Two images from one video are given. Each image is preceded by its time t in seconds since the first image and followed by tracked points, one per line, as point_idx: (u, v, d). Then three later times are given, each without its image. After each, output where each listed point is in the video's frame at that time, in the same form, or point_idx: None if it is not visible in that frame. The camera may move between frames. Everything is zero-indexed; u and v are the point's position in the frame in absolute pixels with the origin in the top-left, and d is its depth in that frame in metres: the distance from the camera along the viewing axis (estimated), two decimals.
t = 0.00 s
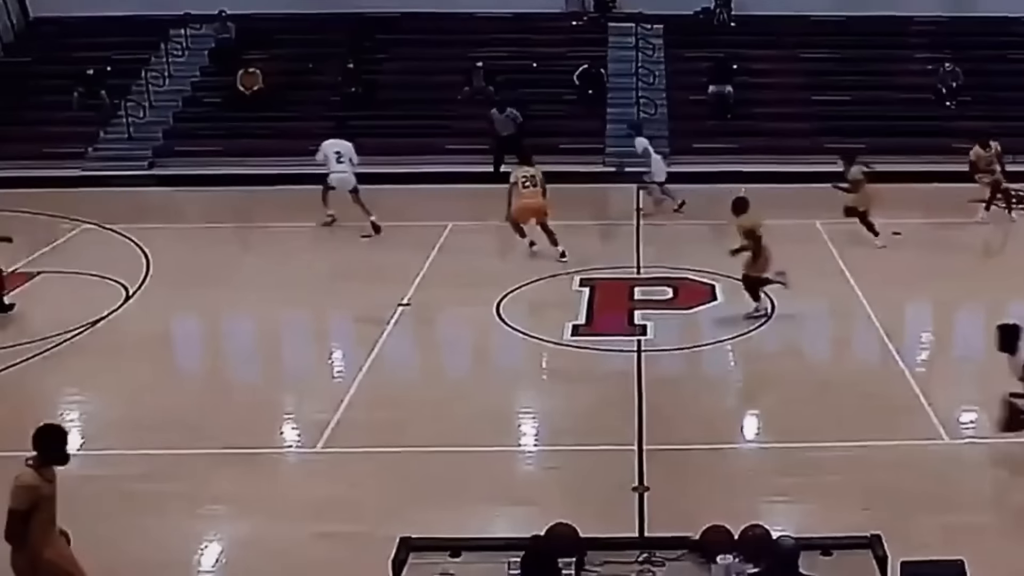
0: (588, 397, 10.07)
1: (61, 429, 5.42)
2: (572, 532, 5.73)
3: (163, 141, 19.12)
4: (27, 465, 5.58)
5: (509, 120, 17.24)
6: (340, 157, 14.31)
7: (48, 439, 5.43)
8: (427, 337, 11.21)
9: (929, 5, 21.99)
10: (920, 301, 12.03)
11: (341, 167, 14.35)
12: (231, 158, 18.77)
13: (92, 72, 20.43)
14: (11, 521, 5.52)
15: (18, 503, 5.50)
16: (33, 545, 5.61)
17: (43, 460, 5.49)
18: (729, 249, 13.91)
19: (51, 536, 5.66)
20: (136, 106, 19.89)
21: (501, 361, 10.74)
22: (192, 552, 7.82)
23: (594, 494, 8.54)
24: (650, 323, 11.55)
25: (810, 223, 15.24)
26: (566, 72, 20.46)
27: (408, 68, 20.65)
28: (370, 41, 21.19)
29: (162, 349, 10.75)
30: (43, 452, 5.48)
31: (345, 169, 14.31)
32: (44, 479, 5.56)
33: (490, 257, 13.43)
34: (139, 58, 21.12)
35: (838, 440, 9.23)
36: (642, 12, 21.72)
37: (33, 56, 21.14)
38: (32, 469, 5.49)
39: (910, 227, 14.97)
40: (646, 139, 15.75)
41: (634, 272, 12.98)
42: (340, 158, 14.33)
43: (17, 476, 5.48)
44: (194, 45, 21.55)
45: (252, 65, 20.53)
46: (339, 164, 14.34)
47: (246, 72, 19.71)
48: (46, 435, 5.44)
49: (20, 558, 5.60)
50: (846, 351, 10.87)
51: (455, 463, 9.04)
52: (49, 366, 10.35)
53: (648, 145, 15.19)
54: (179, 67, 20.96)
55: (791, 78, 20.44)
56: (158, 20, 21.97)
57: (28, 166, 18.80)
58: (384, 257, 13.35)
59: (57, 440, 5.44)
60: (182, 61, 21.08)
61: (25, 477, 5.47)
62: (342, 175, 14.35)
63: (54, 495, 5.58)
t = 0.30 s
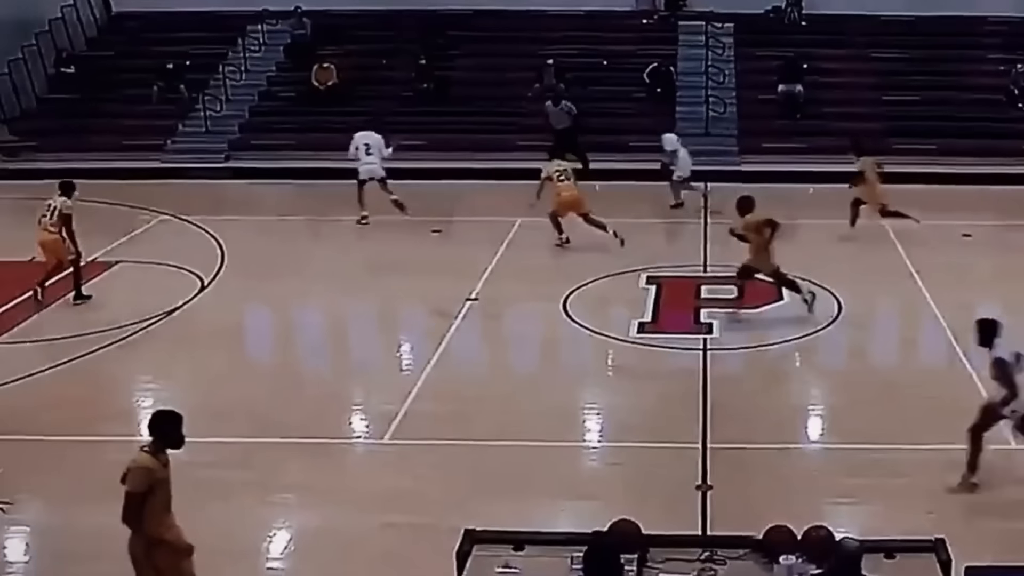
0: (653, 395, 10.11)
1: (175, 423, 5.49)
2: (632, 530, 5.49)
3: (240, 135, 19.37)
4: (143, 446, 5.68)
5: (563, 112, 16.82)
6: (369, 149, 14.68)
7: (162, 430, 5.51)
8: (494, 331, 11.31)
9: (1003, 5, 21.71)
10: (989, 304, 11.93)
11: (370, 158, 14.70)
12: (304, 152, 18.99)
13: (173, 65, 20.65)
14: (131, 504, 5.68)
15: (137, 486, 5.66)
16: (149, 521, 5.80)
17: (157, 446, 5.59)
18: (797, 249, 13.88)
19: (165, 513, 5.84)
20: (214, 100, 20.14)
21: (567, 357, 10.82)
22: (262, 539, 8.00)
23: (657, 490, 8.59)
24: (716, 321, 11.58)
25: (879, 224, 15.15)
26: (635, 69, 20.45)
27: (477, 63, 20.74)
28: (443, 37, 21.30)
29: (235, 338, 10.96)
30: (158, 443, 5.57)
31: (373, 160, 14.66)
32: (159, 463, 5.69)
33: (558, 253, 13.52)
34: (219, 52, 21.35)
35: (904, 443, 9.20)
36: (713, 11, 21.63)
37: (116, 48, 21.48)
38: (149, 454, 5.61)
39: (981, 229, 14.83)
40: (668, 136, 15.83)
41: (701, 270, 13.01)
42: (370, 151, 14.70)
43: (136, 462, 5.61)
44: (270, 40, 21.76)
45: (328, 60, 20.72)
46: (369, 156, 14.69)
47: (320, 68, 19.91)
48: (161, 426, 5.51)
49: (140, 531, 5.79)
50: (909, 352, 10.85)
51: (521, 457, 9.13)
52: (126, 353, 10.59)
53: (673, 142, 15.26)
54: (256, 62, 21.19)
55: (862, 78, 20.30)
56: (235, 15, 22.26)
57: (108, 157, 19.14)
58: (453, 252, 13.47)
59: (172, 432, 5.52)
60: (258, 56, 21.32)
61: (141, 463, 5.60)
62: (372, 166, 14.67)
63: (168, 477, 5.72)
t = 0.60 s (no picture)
0: (724, 395, 10.08)
1: (284, 412, 5.57)
2: (698, 530, 5.66)
3: (316, 129, 19.51)
4: (250, 437, 5.73)
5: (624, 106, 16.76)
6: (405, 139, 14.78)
7: (272, 419, 5.57)
8: (565, 328, 11.33)
9: None
10: None
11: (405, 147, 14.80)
12: (379, 147, 19.08)
13: (252, 60, 20.94)
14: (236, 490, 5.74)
15: (243, 476, 5.69)
16: (255, 513, 5.83)
17: (264, 436, 5.63)
18: (871, 252, 13.72)
19: (270, 504, 5.86)
20: (292, 95, 20.31)
21: (637, 356, 10.82)
22: (332, 530, 8.09)
23: (726, 492, 8.56)
24: (787, 323, 11.51)
25: (956, 227, 14.94)
26: (710, 68, 20.34)
27: (553, 60, 20.70)
28: (518, 34, 21.29)
29: (308, 330, 11.08)
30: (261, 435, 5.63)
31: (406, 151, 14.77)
32: (266, 454, 5.72)
33: (630, 251, 13.51)
34: (297, 48, 21.52)
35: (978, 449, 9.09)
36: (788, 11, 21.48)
37: (197, 44, 21.75)
38: (256, 444, 5.66)
39: None
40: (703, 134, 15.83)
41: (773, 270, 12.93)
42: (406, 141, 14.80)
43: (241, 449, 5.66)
44: (348, 36, 21.87)
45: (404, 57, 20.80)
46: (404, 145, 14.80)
47: (397, 64, 19.93)
48: (270, 415, 5.57)
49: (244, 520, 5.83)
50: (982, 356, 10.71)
51: (590, 455, 9.15)
52: (202, 343, 10.75)
53: (702, 138, 15.27)
54: (334, 57, 21.32)
55: (940, 79, 20.04)
56: (314, 12, 22.44)
57: (187, 150, 19.37)
58: (525, 249, 13.50)
59: (280, 422, 5.59)
60: (336, 51, 21.46)
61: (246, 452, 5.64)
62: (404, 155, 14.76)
63: (273, 471, 5.74)
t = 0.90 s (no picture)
0: (780, 399, 10.00)
1: (360, 403, 5.63)
2: (751, 532, 5.46)
3: (375, 127, 19.49)
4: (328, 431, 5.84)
5: (670, 112, 16.96)
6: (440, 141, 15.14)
7: (347, 410, 5.64)
8: (620, 329, 11.30)
9: None
10: None
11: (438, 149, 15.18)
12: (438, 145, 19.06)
13: (312, 57, 21.10)
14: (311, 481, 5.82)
15: (317, 468, 5.77)
16: (328, 509, 5.88)
17: (340, 429, 5.71)
18: (932, 256, 13.55)
19: (345, 501, 5.92)
20: (351, 92, 20.33)
21: (691, 357, 10.77)
22: (385, 527, 8.11)
23: (780, 497, 8.49)
24: (844, 326, 11.41)
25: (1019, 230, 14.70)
26: (769, 68, 20.16)
27: (611, 58, 20.60)
28: (576, 33, 21.22)
29: (364, 327, 11.13)
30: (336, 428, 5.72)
31: (439, 151, 15.17)
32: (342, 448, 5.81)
33: (686, 252, 13.45)
34: (357, 45, 21.52)
35: None
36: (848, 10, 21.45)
37: (258, 41, 21.88)
38: (333, 436, 5.75)
39: None
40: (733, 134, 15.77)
41: (831, 274, 12.82)
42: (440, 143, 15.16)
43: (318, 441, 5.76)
44: (407, 33, 21.87)
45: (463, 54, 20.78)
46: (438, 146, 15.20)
47: (456, 61, 20.10)
48: (346, 407, 5.63)
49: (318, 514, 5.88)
50: (1019, 364, 10.52)
51: (644, 456, 9.11)
52: (258, 338, 10.83)
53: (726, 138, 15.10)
54: (393, 55, 21.31)
55: (1004, 80, 19.74)
56: (374, 8, 22.45)
57: (246, 146, 19.42)
58: (581, 249, 13.46)
59: (354, 415, 5.65)
60: (395, 49, 21.46)
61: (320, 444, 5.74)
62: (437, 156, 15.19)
63: (349, 463, 5.83)
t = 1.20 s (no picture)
0: (856, 406, 9.82)
1: (461, 405, 5.55)
2: (825, 543, 5.40)
3: (452, 124, 19.43)
4: (428, 433, 5.75)
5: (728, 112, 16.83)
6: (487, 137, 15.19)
7: (448, 412, 5.56)
8: (695, 332, 11.16)
9: None
10: None
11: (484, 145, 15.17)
12: (515, 144, 18.98)
13: (390, 54, 21.16)
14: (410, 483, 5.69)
15: (418, 471, 5.67)
16: (428, 513, 5.76)
17: (442, 432, 5.63)
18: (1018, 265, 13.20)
19: (443, 505, 5.81)
20: (428, 89, 20.30)
21: (766, 361, 10.62)
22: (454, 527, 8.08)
23: (854, 507, 8.32)
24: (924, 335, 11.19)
25: None
26: (851, 69, 19.84)
27: (690, 57, 20.40)
28: (655, 32, 21.06)
29: (437, 325, 11.10)
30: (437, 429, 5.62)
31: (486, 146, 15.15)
32: (444, 449, 5.71)
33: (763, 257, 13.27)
34: (435, 43, 21.49)
35: None
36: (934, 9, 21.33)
37: (337, 38, 21.97)
38: (435, 439, 5.65)
39: None
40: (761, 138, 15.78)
41: (911, 281, 12.56)
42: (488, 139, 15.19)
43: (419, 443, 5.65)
44: (486, 31, 21.82)
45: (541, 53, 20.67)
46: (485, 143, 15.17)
47: (533, 60, 20.03)
48: (447, 409, 5.56)
49: (415, 516, 5.76)
50: None
51: (717, 462, 8.98)
52: (333, 335, 10.85)
53: (762, 134, 15.15)
54: (471, 53, 21.26)
55: None
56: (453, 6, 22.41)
57: (322, 142, 19.44)
58: (657, 251, 13.32)
59: (455, 416, 5.57)
60: (473, 46, 21.40)
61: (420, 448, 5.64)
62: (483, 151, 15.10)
63: (451, 465, 5.72)
